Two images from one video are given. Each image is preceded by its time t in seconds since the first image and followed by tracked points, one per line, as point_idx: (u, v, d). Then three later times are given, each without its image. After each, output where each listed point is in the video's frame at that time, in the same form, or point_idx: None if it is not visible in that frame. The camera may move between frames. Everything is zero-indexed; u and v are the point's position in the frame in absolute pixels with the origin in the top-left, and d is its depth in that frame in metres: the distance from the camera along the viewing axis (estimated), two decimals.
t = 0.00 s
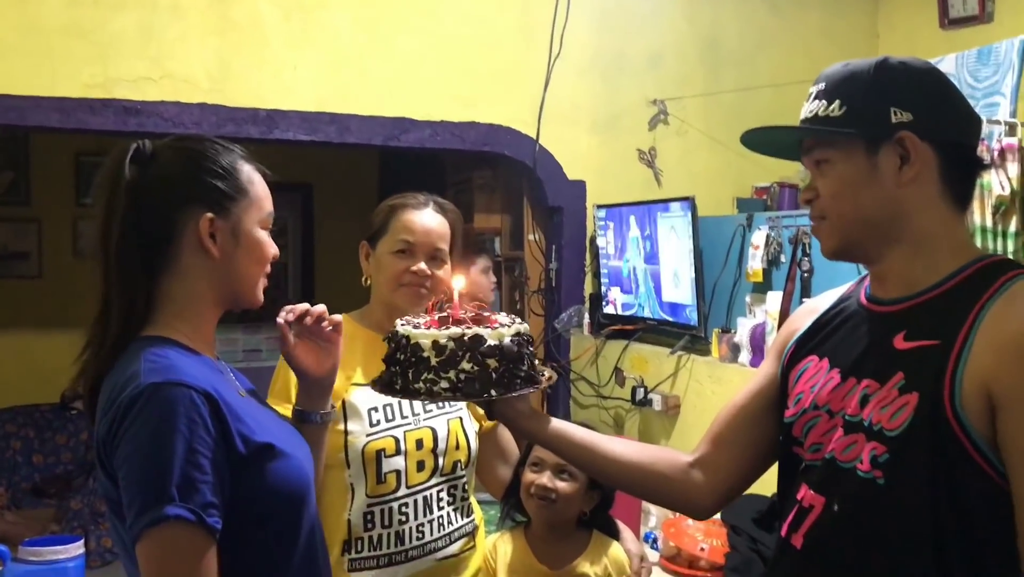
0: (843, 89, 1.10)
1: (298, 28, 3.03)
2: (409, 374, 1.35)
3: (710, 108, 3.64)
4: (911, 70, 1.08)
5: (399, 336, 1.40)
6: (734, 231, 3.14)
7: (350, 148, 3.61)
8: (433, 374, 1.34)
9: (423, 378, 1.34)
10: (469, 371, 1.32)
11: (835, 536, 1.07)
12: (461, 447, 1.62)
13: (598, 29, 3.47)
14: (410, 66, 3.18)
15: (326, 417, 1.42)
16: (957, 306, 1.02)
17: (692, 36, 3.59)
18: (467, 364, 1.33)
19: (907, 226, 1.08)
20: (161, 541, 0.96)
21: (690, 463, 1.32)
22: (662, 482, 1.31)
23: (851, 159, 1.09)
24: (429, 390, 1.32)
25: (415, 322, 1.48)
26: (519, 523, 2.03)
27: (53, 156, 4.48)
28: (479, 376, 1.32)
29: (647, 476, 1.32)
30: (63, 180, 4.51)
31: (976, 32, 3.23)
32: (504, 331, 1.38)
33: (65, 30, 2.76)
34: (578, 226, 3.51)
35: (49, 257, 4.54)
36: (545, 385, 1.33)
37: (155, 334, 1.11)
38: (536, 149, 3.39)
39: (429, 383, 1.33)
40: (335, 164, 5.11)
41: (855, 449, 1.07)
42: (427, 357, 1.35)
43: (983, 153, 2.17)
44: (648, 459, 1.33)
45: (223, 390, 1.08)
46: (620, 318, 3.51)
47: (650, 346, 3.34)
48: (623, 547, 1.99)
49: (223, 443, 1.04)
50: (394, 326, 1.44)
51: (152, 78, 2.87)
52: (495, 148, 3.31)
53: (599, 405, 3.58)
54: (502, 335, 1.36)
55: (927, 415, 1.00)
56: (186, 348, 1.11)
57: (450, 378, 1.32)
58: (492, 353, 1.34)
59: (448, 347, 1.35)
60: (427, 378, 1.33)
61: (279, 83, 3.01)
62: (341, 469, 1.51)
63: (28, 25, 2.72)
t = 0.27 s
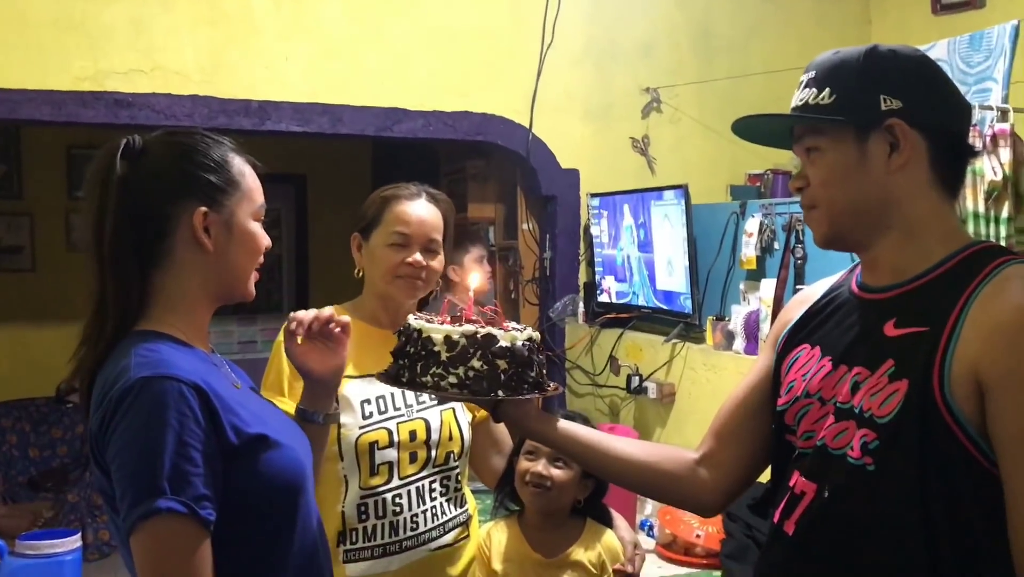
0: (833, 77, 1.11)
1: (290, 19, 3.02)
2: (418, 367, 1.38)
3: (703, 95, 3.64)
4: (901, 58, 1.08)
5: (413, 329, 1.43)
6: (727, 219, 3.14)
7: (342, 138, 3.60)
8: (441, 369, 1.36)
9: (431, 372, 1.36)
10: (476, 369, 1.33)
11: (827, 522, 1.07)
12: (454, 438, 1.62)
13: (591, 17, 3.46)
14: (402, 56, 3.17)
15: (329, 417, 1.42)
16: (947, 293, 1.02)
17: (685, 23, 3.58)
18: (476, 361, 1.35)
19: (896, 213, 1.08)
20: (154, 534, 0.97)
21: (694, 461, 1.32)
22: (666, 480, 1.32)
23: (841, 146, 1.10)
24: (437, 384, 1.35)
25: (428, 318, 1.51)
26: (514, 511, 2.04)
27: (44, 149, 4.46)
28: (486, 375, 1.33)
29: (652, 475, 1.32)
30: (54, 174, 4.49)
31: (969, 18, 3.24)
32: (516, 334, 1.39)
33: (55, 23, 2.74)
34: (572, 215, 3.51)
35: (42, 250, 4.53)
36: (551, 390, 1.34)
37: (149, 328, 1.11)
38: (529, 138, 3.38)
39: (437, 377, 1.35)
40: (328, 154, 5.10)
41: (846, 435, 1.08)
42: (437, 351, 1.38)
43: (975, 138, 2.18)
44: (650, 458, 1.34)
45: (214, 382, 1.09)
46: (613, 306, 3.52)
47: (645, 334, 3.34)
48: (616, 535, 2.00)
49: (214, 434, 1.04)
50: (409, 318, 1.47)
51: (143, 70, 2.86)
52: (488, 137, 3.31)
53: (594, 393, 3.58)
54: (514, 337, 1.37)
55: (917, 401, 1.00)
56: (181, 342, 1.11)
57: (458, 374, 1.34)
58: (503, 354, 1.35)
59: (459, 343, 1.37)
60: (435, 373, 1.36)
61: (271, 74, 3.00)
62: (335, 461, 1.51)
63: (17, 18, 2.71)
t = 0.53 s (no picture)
0: (824, 70, 1.10)
1: (284, 13, 3.01)
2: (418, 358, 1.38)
3: (700, 88, 3.63)
4: (892, 49, 1.08)
5: (413, 319, 1.43)
6: (724, 212, 3.14)
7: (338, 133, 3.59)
8: (441, 359, 1.36)
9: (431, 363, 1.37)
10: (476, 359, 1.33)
11: (824, 514, 1.07)
12: (450, 432, 1.62)
13: (586, 9, 3.45)
14: (397, 50, 3.16)
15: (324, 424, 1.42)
16: (943, 284, 1.02)
17: (680, 16, 3.57)
18: (476, 351, 1.35)
19: (890, 204, 1.08)
20: (137, 531, 0.97)
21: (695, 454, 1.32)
22: (667, 473, 1.31)
23: (833, 138, 1.09)
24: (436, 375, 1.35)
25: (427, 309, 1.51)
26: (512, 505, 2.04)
27: (39, 146, 4.44)
28: (487, 365, 1.33)
29: (653, 468, 1.32)
30: (50, 171, 4.48)
31: (965, 8, 3.23)
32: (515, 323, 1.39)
33: (49, 19, 2.73)
34: (568, 209, 3.50)
35: (39, 248, 4.51)
36: (552, 379, 1.33)
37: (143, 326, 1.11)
38: (525, 131, 3.38)
39: (437, 368, 1.36)
40: (324, 149, 5.09)
41: (843, 427, 1.08)
42: (437, 342, 1.38)
43: (971, 129, 2.17)
44: (650, 450, 1.33)
45: (203, 379, 1.08)
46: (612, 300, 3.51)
47: (643, 328, 3.34)
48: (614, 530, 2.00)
49: (202, 431, 1.04)
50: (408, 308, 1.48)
51: (138, 66, 2.85)
52: (485, 131, 3.30)
53: (592, 387, 3.58)
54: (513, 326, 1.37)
55: (914, 393, 1.00)
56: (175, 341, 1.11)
57: (457, 364, 1.35)
58: (502, 344, 1.35)
59: (459, 332, 1.37)
60: (435, 363, 1.36)
61: (266, 69, 3.00)
62: (331, 458, 1.51)
63: (11, 14, 2.69)
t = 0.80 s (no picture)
0: (824, 67, 1.10)
1: (283, 12, 3.00)
2: (426, 354, 1.38)
3: (699, 84, 3.63)
4: (891, 46, 1.08)
5: (421, 315, 1.43)
6: (724, 208, 3.14)
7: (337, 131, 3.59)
8: (449, 355, 1.36)
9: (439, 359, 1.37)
10: (485, 355, 1.33)
11: (826, 513, 1.07)
12: (450, 429, 1.62)
13: (585, 6, 3.45)
14: (396, 48, 3.16)
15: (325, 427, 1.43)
16: (947, 281, 1.02)
17: (680, 12, 3.57)
18: (485, 347, 1.35)
19: (894, 199, 1.08)
20: (127, 530, 0.97)
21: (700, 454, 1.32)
22: (673, 474, 1.31)
23: (835, 135, 1.09)
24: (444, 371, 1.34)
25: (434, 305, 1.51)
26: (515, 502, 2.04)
27: (39, 145, 4.44)
28: (497, 361, 1.32)
29: (660, 469, 1.31)
30: (50, 169, 4.47)
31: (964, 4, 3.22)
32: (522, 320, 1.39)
33: (48, 18, 2.73)
34: (568, 206, 3.50)
35: (39, 247, 4.50)
36: (560, 375, 1.34)
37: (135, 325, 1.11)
38: (525, 129, 3.37)
39: (445, 364, 1.35)
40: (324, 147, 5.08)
41: (846, 425, 1.08)
42: (445, 338, 1.38)
43: (972, 124, 2.17)
44: (654, 448, 1.32)
45: (197, 378, 1.08)
46: (612, 297, 3.51)
47: (643, 325, 3.33)
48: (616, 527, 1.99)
49: (194, 430, 1.04)
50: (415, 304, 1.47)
51: (137, 65, 2.85)
52: (484, 128, 3.30)
53: (593, 384, 3.58)
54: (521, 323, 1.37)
55: (917, 391, 1.00)
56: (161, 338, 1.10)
57: (467, 360, 1.34)
58: (511, 340, 1.35)
59: (468, 328, 1.37)
60: (443, 359, 1.36)
61: (265, 67, 2.99)
62: (330, 458, 1.51)
63: (10, 13, 2.69)
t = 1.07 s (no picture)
0: (825, 66, 1.09)
1: (281, 12, 3.00)
2: (432, 360, 1.37)
3: (699, 84, 3.62)
4: (893, 44, 1.07)
5: (425, 320, 1.41)
6: (724, 207, 3.13)
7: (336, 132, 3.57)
8: (456, 361, 1.35)
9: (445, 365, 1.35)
10: (494, 360, 1.32)
11: (829, 514, 1.06)
12: (450, 432, 1.61)
13: (584, 5, 3.44)
14: (395, 48, 3.15)
15: (328, 435, 1.41)
16: (951, 280, 1.01)
17: (679, 10, 3.56)
18: (492, 353, 1.34)
19: (897, 199, 1.07)
20: (111, 535, 0.96)
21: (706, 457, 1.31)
22: (677, 477, 1.30)
23: (837, 134, 1.08)
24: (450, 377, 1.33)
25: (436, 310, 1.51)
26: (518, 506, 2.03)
27: (38, 148, 4.43)
28: (504, 366, 1.32)
29: (664, 472, 1.31)
30: (49, 172, 4.46)
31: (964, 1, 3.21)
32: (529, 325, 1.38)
33: (45, 19, 2.72)
34: (568, 206, 3.49)
35: (38, 249, 4.49)
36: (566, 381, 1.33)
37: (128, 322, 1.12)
38: (524, 128, 3.37)
39: (451, 369, 1.34)
40: (322, 148, 5.07)
41: (850, 426, 1.07)
42: (451, 343, 1.37)
43: (972, 122, 2.16)
44: (659, 452, 1.32)
45: (189, 383, 1.08)
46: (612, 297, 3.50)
47: (643, 325, 3.33)
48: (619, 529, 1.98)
49: (183, 435, 1.03)
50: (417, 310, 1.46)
51: (135, 66, 2.84)
52: (483, 128, 3.29)
53: (593, 384, 3.57)
54: (529, 328, 1.36)
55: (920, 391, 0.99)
56: (145, 338, 1.09)
57: (474, 366, 1.33)
58: (518, 345, 1.34)
59: (474, 334, 1.36)
60: (449, 365, 1.35)
61: (264, 68, 2.98)
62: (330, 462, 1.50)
63: (7, 15, 2.68)
